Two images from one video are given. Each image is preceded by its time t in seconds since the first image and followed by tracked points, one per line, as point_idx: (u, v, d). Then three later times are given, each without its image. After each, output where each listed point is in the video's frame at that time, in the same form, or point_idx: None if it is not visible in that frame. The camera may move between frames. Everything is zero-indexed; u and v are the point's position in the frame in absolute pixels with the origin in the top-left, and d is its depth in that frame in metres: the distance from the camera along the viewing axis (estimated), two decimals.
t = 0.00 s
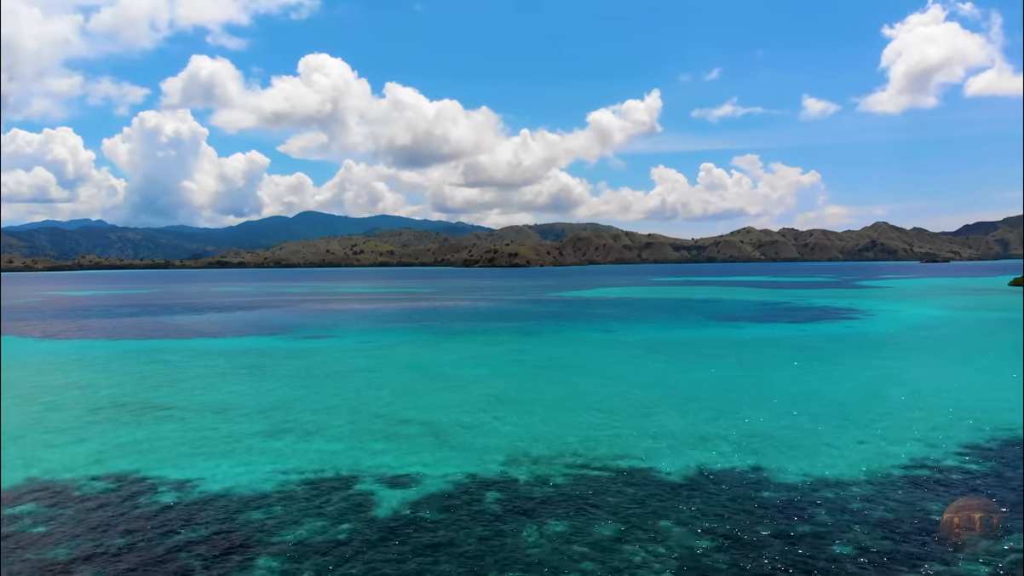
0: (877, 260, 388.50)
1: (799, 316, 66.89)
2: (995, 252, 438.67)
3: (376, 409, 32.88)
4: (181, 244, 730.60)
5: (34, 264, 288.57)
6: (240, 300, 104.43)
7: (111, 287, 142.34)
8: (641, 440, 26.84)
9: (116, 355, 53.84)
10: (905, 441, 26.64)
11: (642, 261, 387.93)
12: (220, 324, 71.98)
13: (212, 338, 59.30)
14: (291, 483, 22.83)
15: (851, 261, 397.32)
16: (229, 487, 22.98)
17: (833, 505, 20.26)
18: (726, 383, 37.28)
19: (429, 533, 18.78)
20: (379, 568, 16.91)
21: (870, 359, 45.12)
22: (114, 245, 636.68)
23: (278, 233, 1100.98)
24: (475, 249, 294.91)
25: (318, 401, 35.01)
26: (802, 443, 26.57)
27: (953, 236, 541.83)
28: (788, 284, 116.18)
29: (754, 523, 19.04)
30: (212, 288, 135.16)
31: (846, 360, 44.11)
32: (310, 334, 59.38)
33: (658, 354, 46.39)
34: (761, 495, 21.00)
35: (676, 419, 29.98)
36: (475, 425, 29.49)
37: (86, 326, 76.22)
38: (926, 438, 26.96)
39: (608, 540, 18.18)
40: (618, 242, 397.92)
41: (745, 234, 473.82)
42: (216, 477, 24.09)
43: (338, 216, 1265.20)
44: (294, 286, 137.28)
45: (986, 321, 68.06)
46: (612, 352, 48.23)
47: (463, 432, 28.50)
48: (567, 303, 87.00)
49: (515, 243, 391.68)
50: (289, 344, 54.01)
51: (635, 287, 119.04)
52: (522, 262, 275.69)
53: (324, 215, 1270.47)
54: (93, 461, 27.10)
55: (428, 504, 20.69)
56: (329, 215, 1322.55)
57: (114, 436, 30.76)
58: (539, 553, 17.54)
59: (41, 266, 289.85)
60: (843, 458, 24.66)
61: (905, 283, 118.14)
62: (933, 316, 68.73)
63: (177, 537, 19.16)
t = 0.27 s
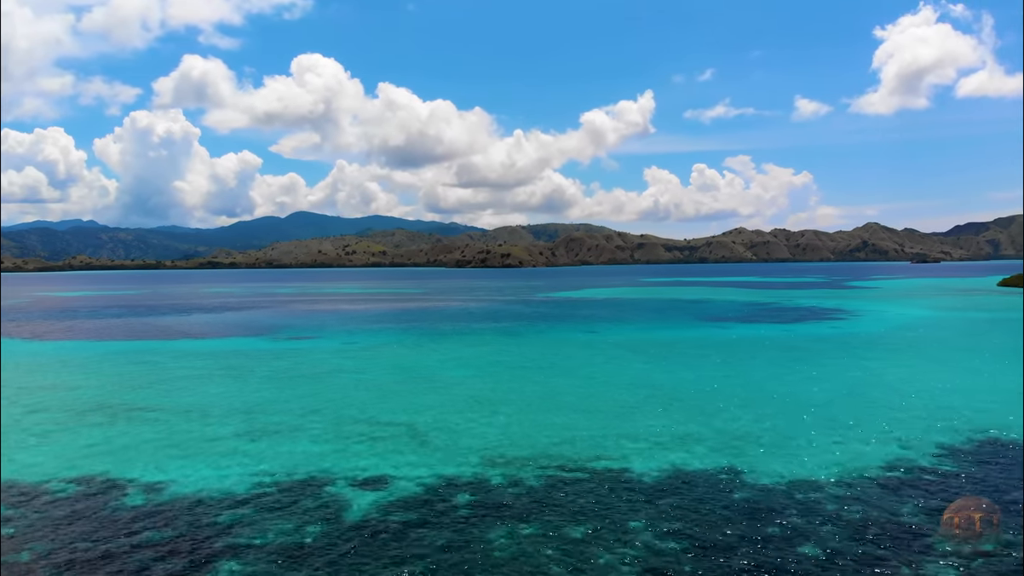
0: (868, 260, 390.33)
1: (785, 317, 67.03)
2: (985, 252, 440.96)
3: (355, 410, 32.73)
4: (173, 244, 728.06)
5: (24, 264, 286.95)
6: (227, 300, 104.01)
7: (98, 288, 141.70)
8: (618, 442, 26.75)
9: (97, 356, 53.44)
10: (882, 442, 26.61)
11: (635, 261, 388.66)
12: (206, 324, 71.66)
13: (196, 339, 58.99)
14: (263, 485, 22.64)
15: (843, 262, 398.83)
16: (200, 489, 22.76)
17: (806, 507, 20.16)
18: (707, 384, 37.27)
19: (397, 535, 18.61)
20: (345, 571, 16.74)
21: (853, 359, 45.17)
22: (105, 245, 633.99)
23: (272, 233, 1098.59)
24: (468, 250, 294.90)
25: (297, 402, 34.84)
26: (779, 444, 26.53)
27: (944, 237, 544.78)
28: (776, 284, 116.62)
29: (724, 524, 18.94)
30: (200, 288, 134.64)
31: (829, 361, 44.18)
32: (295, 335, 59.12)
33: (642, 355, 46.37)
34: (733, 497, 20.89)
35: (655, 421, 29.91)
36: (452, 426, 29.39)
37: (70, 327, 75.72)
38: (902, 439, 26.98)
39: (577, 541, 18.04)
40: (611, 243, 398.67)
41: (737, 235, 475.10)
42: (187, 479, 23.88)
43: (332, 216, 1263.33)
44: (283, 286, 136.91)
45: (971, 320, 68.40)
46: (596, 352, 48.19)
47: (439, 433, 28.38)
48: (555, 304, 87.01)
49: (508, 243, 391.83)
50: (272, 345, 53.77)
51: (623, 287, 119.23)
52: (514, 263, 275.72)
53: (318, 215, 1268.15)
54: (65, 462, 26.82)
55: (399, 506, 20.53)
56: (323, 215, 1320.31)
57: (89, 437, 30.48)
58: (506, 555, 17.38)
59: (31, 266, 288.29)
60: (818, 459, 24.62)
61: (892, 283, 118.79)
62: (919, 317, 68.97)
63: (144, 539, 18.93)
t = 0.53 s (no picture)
0: (863, 260, 391.11)
1: (775, 317, 67.07)
2: (980, 253, 442.29)
3: (339, 410, 32.61)
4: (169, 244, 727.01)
5: (18, 264, 286.37)
6: (220, 300, 103.84)
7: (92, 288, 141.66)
8: (600, 442, 26.66)
9: (85, 356, 53.28)
10: (864, 442, 26.55)
11: (630, 261, 389.06)
12: (196, 325, 71.53)
13: (185, 340, 58.88)
14: (239, 487, 22.51)
15: (838, 262, 399.59)
16: (176, 490, 22.66)
17: (783, 508, 20.08)
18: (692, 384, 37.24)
19: (369, 537, 18.49)
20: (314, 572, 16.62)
21: (841, 359, 45.10)
22: (101, 246, 632.80)
23: (269, 233, 1097.38)
24: (463, 250, 294.89)
25: (281, 402, 34.72)
26: (760, 444, 26.48)
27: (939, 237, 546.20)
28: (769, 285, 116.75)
29: (699, 525, 18.87)
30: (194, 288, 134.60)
31: (816, 361, 44.17)
32: (284, 335, 59.02)
33: (630, 355, 46.33)
34: (711, 497, 20.83)
35: (637, 421, 29.84)
36: (435, 427, 29.29)
37: (61, 327, 75.57)
38: (884, 439, 26.93)
39: (550, 542, 17.95)
40: (606, 243, 399.16)
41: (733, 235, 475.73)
42: (164, 480, 23.78)
43: (329, 216, 1262.48)
44: (278, 287, 136.70)
45: (961, 319, 68.51)
46: (584, 353, 48.14)
47: (421, 433, 28.25)
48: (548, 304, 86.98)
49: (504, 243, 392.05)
50: (261, 345, 53.67)
51: (617, 288, 119.29)
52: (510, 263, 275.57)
53: (315, 215, 1266.72)
54: (45, 463, 26.70)
55: (373, 506, 20.42)
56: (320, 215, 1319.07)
57: (70, 437, 30.31)
58: (478, 556, 17.27)
59: (26, 266, 287.69)
60: (798, 459, 24.57)
61: (886, 283, 118.99)
62: (910, 317, 68.95)
63: (116, 541, 18.80)
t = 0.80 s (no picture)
0: (857, 261, 391.94)
1: (765, 317, 67.12)
2: (973, 253, 443.62)
3: (322, 410, 32.51)
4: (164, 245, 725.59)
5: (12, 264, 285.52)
6: (211, 300, 103.56)
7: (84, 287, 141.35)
8: (581, 442, 26.60)
9: (72, 356, 53.06)
10: (845, 442, 26.54)
11: (625, 261, 389.34)
12: (185, 325, 71.30)
13: (174, 340, 58.73)
14: (217, 488, 22.38)
15: (832, 262, 400.38)
16: (153, 491, 22.57)
17: (759, 508, 20.05)
18: (678, 384, 37.21)
19: (344, 537, 18.38)
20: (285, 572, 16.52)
21: (829, 359, 45.10)
22: (96, 246, 631.32)
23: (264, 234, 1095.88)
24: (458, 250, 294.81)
25: (265, 403, 34.57)
26: (741, 444, 26.44)
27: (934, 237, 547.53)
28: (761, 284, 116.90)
29: (675, 525, 18.81)
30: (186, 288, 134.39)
31: (804, 360, 44.14)
32: (273, 335, 58.86)
33: (618, 355, 46.28)
34: (688, 496, 20.80)
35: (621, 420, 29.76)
36: (417, 427, 29.20)
37: (50, 327, 75.31)
38: (865, 439, 26.91)
39: (525, 542, 17.87)
40: (601, 243, 399.58)
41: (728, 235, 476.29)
42: (142, 481, 23.68)
43: (325, 217, 1261.11)
44: (271, 287, 136.57)
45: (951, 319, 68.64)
46: (572, 353, 48.10)
47: (403, 434, 28.15)
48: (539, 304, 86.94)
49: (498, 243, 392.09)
50: (248, 345, 53.49)
51: (609, 288, 119.32)
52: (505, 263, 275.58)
53: (311, 216, 1265.51)
54: (23, 462, 26.53)
55: (350, 507, 20.30)
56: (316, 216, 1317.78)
57: (50, 437, 30.17)
58: (451, 556, 17.18)
59: (19, 266, 286.82)
60: (778, 459, 24.54)
61: (878, 283, 119.21)
62: (900, 317, 69.04)
63: (88, 541, 18.66)
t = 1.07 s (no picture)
0: (851, 261, 392.52)
1: (753, 317, 67.08)
2: (966, 253, 444.72)
3: (301, 411, 32.36)
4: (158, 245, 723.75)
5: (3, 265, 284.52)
6: (202, 301, 103.29)
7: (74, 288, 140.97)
8: (559, 443, 26.44)
9: (56, 356, 52.82)
10: (822, 441, 26.50)
11: (619, 262, 389.61)
12: (172, 326, 71.04)
13: (159, 340, 58.51)
14: (188, 488, 22.22)
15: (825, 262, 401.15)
16: (123, 492, 22.40)
17: (732, 508, 19.95)
18: (661, 385, 37.14)
19: (310, 538, 18.17)
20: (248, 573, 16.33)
21: (813, 358, 45.07)
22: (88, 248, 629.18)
23: (259, 234, 1094.00)
24: (452, 250, 294.54)
25: (245, 403, 34.41)
26: (719, 444, 26.35)
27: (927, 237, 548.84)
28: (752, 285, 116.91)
29: (645, 526, 18.67)
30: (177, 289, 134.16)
31: (789, 360, 44.07)
32: (259, 336, 58.66)
33: (602, 356, 46.19)
34: (660, 496, 20.71)
35: (600, 422, 29.63)
36: (395, 428, 29.06)
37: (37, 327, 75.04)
38: (844, 439, 26.83)
39: (492, 543, 17.70)
40: (595, 244, 399.92)
41: (722, 235, 476.81)
42: (113, 481, 23.50)
43: (320, 217, 1259.68)
44: (261, 287, 136.27)
45: (940, 318, 68.65)
46: (558, 353, 48.02)
47: (379, 436, 28.01)
48: (529, 304, 86.90)
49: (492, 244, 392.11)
50: (235, 346, 53.35)
51: (601, 288, 119.27)
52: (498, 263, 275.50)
53: (306, 216, 1263.46)
54: None
55: (319, 508, 20.10)
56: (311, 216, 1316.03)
57: (26, 437, 29.98)
58: (417, 557, 16.98)
59: (11, 266, 286.01)
60: (754, 459, 24.45)
61: (869, 284, 119.31)
62: (888, 316, 69.13)
63: (53, 541, 18.47)
